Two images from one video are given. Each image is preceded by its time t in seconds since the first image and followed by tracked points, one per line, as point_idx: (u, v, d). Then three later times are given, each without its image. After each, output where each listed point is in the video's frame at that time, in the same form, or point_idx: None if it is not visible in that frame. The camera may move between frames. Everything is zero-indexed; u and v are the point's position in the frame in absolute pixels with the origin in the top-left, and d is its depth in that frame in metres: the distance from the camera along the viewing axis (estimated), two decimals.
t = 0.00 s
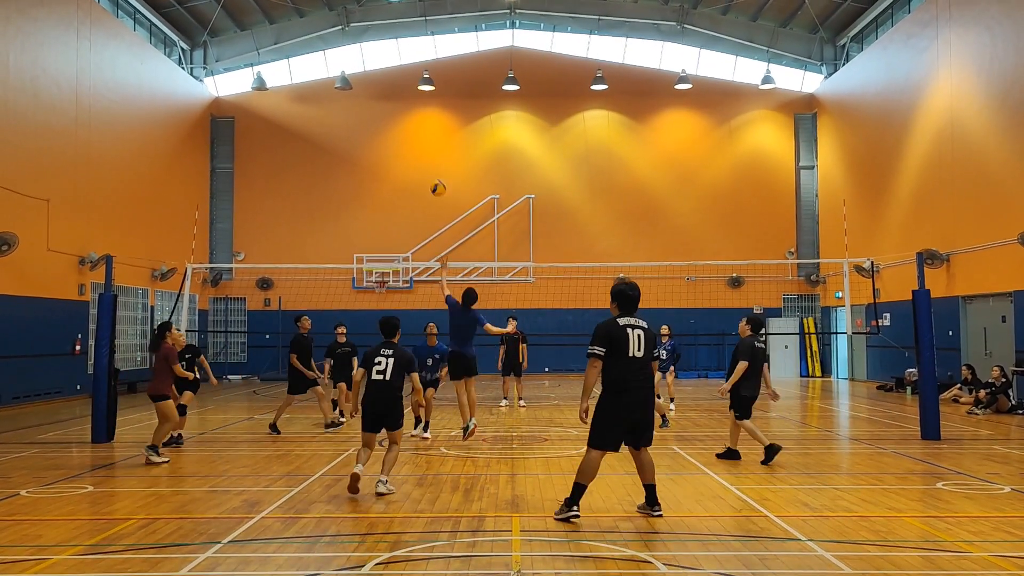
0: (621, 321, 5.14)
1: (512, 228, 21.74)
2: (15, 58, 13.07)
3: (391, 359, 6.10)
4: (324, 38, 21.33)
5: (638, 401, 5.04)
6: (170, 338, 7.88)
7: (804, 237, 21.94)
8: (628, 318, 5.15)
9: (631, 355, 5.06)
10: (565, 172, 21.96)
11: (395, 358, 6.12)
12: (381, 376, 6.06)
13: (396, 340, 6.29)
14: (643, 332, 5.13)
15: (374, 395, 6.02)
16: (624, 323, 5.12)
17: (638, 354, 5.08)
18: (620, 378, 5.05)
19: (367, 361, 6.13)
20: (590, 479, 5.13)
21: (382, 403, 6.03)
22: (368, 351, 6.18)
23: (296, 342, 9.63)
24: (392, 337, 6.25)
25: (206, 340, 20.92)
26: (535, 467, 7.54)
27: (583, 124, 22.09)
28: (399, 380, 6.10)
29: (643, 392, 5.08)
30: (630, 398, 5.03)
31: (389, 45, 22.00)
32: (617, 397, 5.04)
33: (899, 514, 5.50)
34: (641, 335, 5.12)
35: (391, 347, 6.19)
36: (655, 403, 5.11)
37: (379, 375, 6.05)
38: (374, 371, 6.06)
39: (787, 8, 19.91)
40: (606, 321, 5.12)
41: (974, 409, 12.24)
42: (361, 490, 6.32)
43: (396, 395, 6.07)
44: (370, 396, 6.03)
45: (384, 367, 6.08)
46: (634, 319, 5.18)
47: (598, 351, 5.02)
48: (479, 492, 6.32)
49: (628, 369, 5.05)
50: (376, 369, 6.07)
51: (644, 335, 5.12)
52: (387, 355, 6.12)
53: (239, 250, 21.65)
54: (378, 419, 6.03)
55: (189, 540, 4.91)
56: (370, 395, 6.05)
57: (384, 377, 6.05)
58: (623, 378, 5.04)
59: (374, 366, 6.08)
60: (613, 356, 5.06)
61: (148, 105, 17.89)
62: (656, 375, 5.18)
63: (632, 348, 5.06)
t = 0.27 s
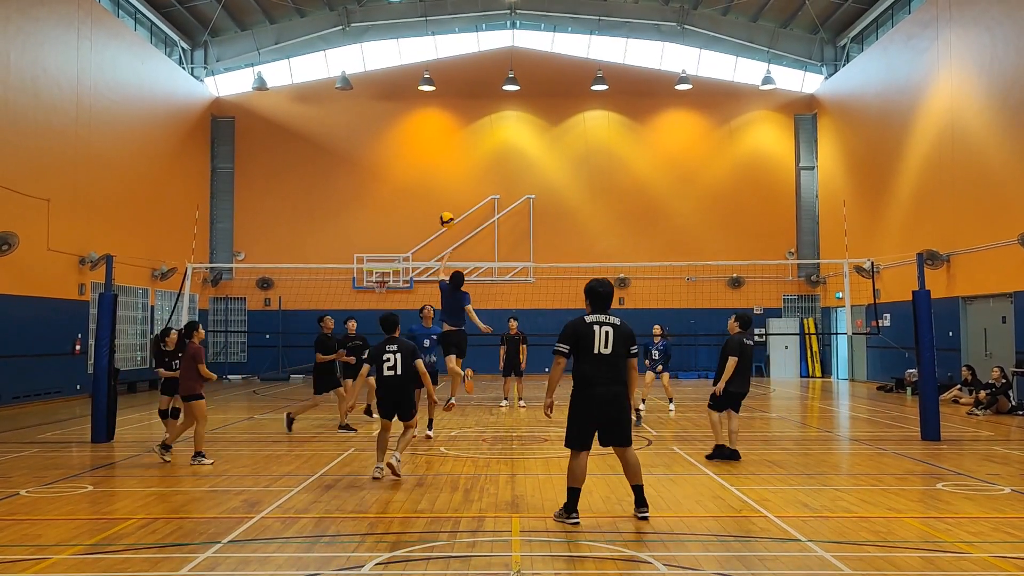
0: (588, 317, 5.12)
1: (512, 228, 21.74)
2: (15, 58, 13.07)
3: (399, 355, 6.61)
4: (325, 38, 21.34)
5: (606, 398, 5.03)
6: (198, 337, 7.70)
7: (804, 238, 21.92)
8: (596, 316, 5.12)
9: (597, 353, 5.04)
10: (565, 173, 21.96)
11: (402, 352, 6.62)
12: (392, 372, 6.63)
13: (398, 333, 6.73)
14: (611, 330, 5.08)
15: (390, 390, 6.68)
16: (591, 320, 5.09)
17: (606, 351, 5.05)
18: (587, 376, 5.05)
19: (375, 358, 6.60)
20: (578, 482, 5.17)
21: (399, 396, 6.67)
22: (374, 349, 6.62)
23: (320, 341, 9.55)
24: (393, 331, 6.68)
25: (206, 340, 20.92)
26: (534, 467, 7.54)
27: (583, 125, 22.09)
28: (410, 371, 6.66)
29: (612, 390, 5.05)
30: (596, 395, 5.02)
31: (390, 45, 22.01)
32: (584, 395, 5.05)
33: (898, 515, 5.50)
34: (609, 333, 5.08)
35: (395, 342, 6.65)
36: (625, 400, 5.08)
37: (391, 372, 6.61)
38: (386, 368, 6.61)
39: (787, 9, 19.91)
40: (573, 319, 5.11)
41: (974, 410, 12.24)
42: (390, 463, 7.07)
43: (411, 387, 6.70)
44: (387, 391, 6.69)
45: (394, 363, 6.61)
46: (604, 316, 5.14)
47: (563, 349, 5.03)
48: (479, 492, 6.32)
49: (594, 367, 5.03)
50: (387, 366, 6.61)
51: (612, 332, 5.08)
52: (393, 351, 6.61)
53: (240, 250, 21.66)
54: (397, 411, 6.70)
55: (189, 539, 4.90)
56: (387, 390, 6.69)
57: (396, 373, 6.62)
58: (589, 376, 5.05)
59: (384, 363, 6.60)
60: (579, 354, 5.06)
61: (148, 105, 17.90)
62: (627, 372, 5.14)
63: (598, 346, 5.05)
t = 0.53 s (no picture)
0: (578, 317, 5.13)
1: (512, 228, 21.75)
2: (16, 58, 13.07)
3: (413, 363, 6.94)
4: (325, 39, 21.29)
5: (598, 399, 5.04)
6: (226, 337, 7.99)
7: (804, 238, 21.93)
8: (586, 315, 5.13)
9: (589, 353, 5.05)
10: (565, 173, 21.97)
11: (416, 361, 6.96)
12: (406, 379, 6.92)
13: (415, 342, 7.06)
14: (602, 329, 5.09)
15: (401, 396, 6.93)
16: (581, 320, 5.10)
17: (597, 351, 5.05)
18: (580, 376, 5.07)
19: (392, 365, 6.96)
20: (578, 482, 5.19)
21: (411, 403, 6.94)
22: (390, 356, 6.98)
23: (337, 348, 9.55)
24: (411, 342, 7.03)
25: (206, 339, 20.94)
26: (534, 467, 7.55)
27: (583, 125, 22.10)
28: (421, 381, 6.98)
29: (605, 389, 5.06)
30: (589, 395, 5.04)
31: (390, 45, 22.03)
32: (577, 394, 5.07)
33: (897, 515, 5.52)
34: (600, 332, 5.08)
35: (410, 351, 7.00)
36: (619, 399, 5.08)
37: (405, 378, 6.91)
38: (400, 375, 6.91)
39: (787, 9, 19.92)
40: (564, 319, 5.13)
41: (974, 410, 12.26)
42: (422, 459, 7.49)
43: (421, 395, 6.98)
44: (397, 397, 6.94)
45: (408, 371, 6.93)
46: (595, 316, 5.15)
47: (554, 350, 5.05)
48: (479, 492, 6.33)
49: (586, 367, 5.05)
50: (401, 373, 6.91)
51: (604, 332, 5.08)
52: (408, 360, 6.94)
53: (240, 250, 21.67)
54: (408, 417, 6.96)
55: (190, 539, 4.91)
56: (398, 396, 6.93)
57: (410, 380, 6.93)
58: (581, 376, 5.06)
59: (400, 370, 6.91)
60: (570, 354, 5.08)
61: (149, 105, 17.91)
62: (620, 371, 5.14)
63: (589, 346, 5.06)
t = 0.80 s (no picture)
0: (579, 318, 5.11)
1: (512, 228, 21.73)
2: (15, 57, 13.06)
3: (410, 349, 6.84)
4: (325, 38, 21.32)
5: (600, 400, 5.03)
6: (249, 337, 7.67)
7: (805, 238, 21.92)
8: (587, 316, 5.11)
9: (590, 354, 5.03)
10: (566, 173, 21.96)
11: (413, 347, 6.86)
12: (401, 364, 6.84)
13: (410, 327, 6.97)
14: (603, 330, 5.07)
15: (396, 381, 6.82)
16: (582, 321, 5.09)
17: (598, 352, 5.04)
18: (581, 378, 5.05)
19: (388, 349, 6.85)
20: (578, 483, 5.17)
21: (405, 389, 6.82)
22: (387, 340, 6.87)
23: (343, 348, 9.50)
24: (408, 327, 6.93)
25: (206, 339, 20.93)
26: (534, 468, 7.53)
27: (583, 125, 22.08)
28: (416, 367, 6.91)
29: (606, 390, 5.05)
30: (590, 397, 5.03)
31: (390, 45, 22.01)
32: (577, 395, 5.06)
33: (898, 515, 5.51)
34: (601, 333, 5.07)
35: (407, 336, 6.91)
36: (620, 400, 5.07)
37: (401, 363, 6.82)
38: (395, 359, 6.82)
39: (788, 9, 19.91)
40: (565, 320, 5.11)
41: (974, 410, 12.25)
42: (422, 458, 7.48)
43: (415, 381, 6.91)
44: (392, 382, 6.83)
45: (404, 356, 6.84)
46: (596, 316, 5.13)
47: (556, 352, 5.04)
48: (478, 493, 6.32)
49: (587, 369, 5.04)
50: (397, 358, 6.82)
51: (605, 333, 5.07)
52: (404, 346, 6.85)
53: (240, 250, 21.65)
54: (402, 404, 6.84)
55: (189, 540, 4.90)
56: (393, 382, 6.82)
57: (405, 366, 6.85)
58: (583, 377, 5.05)
59: (395, 356, 6.82)
60: (571, 355, 5.06)
61: (149, 104, 17.89)
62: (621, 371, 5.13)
63: (590, 347, 5.04)
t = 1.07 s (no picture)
0: (581, 318, 5.11)
1: (512, 229, 21.74)
2: (15, 58, 13.06)
3: (387, 346, 6.65)
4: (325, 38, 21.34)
5: (601, 400, 5.03)
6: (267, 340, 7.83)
7: (804, 239, 21.93)
8: (589, 317, 5.11)
9: (591, 354, 5.04)
10: (565, 173, 21.97)
11: (391, 344, 6.67)
12: (381, 362, 6.63)
13: (389, 324, 6.80)
14: (604, 330, 5.07)
15: (377, 379, 6.60)
16: (584, 322, 5.09)
17: (600, 353, 5.04)
18: (582, 378, 5.05)
19: (367, 349, 6.69)
20: (578, 484, 5.17)
21: (389, 387, 6.61)
22: (364, 340, 6.71)
23: (335, 348, 9.50)
24: (385, 324, 6.76)
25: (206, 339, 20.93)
26: (534, 467, 7.54)
27: (583, 125, 22.09)
28: (397, 363, 6.67)
29: (607, 391, 5.05)
30: (591, 397, 5.03)
31: (390, 46, 22.02)
32: (578, 396, 5.05)
33: (899, 516, 5.51)
34: (602, 333, 5.07)
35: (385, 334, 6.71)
36: (621, 401, 5.08)
37: (380, 361, 6.62)
38: (375, 358, 6.63)
39: (788, 10, 19.92)
40: (566, 320, 5.11)
41: (974, 411, 12.26)
42: (420, 458, 7.46)
43: (399, 378, 6.69)
44: (374, 382, 6.61)
45: (383, 354, 6.64)
46: (597, 317, 5.13)
47: (557, 352, 5.04)
48: (479, 493, 6.32)
49: (588, 369, 5.04)
50: (376, 356, 6.62)
51: (606, 333, 5.08)
52: (382, 343, 6.65)
53: (240, 250, 21.65)
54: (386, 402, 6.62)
55: (189, 540, 4.90)
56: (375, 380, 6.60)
57: (385, 363, 6.63)
58: (584, 378, 5.05)
59: (374, 354, 6.63)
60: (573, 355, 5.07)
61: (149, 105, 17.89)
62: (622, 371, 5.13)
63: (592, 347, 5.04)
